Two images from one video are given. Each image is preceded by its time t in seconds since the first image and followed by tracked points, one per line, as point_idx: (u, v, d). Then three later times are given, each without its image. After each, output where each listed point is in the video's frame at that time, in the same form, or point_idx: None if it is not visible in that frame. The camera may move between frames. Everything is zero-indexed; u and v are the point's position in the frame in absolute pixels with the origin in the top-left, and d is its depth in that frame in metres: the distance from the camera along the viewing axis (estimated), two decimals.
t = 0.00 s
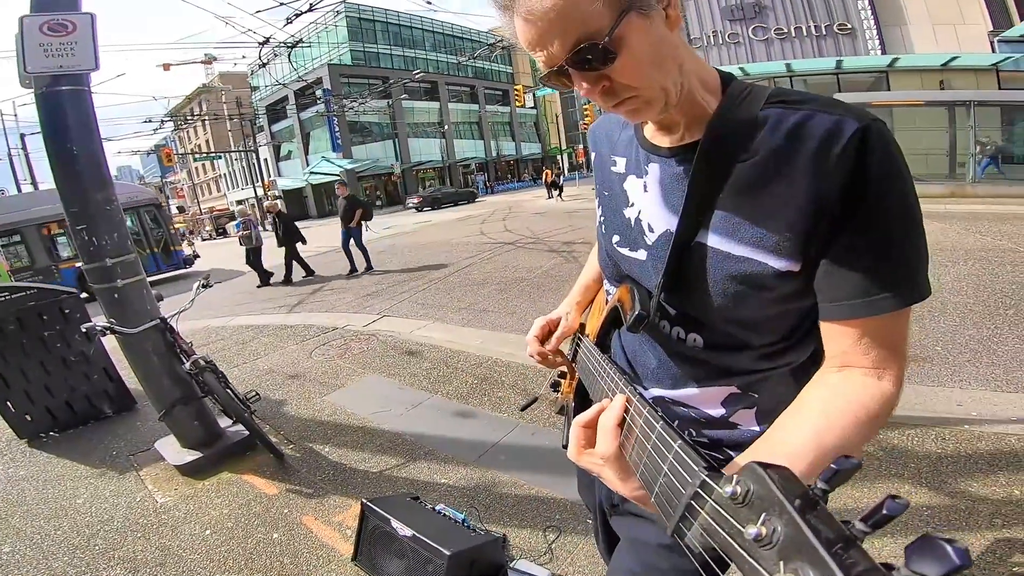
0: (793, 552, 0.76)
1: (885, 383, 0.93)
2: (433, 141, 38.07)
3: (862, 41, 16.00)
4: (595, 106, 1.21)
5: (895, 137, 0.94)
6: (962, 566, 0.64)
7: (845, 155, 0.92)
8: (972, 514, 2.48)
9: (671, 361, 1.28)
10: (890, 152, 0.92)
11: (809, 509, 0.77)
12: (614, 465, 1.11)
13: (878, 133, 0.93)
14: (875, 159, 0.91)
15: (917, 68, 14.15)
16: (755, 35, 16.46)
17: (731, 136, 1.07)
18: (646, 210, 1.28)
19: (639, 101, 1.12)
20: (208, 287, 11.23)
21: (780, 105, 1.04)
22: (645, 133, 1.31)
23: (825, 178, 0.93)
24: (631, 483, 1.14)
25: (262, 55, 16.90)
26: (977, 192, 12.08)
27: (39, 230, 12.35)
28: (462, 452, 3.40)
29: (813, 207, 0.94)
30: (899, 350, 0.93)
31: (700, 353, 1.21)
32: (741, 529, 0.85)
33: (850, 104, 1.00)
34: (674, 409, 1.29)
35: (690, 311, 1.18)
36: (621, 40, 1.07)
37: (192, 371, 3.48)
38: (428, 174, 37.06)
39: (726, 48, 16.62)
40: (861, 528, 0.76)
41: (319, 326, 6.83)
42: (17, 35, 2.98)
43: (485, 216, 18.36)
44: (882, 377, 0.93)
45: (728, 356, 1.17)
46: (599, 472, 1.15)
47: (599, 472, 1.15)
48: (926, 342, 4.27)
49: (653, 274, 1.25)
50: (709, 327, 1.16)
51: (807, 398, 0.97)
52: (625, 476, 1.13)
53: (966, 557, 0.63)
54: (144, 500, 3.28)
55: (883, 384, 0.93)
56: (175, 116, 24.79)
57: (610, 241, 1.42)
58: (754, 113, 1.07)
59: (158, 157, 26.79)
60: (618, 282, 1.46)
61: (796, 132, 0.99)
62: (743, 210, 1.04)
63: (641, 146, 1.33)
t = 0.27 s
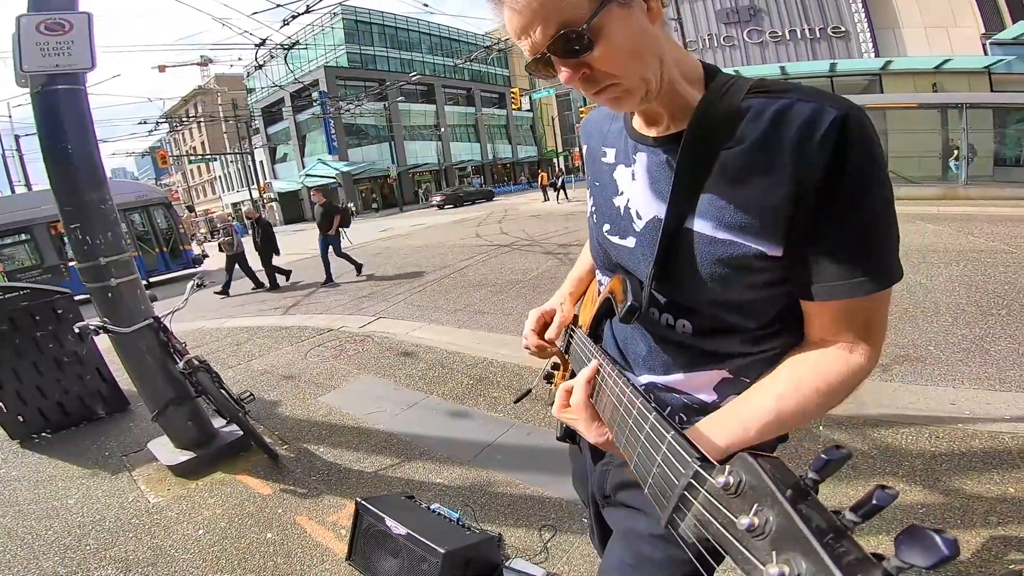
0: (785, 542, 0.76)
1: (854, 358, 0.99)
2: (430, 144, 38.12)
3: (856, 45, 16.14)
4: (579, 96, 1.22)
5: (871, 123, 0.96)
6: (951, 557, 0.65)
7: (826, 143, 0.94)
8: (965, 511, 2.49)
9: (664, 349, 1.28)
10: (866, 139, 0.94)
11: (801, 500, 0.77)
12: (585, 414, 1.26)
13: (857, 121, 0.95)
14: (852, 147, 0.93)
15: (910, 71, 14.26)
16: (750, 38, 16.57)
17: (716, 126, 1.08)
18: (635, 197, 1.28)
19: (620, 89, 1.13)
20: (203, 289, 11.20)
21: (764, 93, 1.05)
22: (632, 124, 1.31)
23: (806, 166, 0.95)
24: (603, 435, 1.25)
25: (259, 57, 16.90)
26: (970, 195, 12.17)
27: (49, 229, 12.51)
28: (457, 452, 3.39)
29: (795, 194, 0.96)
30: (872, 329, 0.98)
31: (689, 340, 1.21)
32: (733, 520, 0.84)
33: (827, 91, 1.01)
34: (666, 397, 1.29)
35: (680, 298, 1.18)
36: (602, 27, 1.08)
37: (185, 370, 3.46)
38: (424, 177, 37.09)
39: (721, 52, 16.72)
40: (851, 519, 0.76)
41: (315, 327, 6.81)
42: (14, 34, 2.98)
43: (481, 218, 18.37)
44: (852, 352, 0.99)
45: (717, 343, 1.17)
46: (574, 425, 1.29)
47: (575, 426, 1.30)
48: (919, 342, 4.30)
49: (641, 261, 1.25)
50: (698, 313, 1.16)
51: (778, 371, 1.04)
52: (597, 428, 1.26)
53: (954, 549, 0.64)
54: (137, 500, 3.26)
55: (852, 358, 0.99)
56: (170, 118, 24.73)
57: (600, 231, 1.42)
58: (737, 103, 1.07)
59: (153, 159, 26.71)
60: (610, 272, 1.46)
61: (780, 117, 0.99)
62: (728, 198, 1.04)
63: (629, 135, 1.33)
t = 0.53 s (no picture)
0: (786, 550, 0.75)
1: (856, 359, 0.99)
2: (427, 147, 38.15)
3: (852, 47, 16.24)
4: (571, 112, 1.21)
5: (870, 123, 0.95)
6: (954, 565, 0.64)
7: (826, 148, 0.93)
8: (965, 515, 2.48)
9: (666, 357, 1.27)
10: (866, 141, 0.94)
11: (802, 508, 0.77)
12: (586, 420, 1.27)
13: (856, 122, 0.94)
14: (852, 151, 0.92)
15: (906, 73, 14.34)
16: (747, 41, 16.65)
17: (712, 133, 1.07)
18: (635, 207, 1.29)
19: (607, 104, 1.11)
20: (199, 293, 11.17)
21: (760, 98, 1.04)
22: (630, 139, 1.30)
23: (806, 171, 0.95)
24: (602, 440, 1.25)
25: (257, 60, 16.91)
26: (966, 197, 12.23)
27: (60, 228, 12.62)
28: (456, 457, 3.38)
29: (794, 200, 0.96)
30: (873, 329, 0.98)
31: (692, 348, 1.20)
32: (734, 528, 0.84)
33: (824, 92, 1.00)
34: (669, 406, 1.28)
35: (681, 307, 1.17)
36: (592, 42, 1.08)
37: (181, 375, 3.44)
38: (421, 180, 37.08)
39: (718, 54, 16.78)
40: (853, 527, 0.76)
41: (312, 331, 6.79)
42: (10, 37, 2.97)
43: (479, 221, 18.38)
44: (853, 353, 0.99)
45: (719, 350, 1.17)
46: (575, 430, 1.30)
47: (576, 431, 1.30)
48: (917, 345, 4.31)
49: (643, 271, 1.25)
50: (700, 321, 1.16)
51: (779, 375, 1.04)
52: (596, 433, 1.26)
53: (958, 555, 0.63)
54: (133, 505, 3.24)
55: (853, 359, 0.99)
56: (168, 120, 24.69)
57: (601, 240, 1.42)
58: (734, 109, 1.06)
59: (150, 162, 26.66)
60: (610, 281, 1.46)
61: (779, 122, 0.99)
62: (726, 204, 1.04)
63: (627, 147, 1.33)
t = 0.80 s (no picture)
0: (795, 545, 0.76)
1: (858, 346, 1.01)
2: (424, 148, 38.15)
3: (847, 49, 16.37)
4: (572, 114, 1.23)
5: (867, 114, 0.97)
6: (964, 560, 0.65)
7: (825, 140, 0.95)
8: (961, 513, 2.50)
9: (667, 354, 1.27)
10: (864, 132, 0.95)
11: (811, 503, 0.78)
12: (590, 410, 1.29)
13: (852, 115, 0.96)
14: (850, 142, 0.94)
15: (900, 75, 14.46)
16: (744, 43, 16.74)
17: (711, 127, 1.09)
18: (636, 204, 1.30)
19: (610, 107, 1.13)
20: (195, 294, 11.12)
21: (759, 93, 1.05)
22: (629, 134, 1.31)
23: (806, 165, 0.96)
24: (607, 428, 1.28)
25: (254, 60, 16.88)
26: (960, 199, 12.32)
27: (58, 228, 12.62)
28: (454, 457, 3.38)
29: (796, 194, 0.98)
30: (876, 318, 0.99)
31: (695, 345, 1.20)
32: (740, 523, 0.85)
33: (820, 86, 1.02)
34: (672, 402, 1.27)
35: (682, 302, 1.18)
36: (592, 47, 1.09)
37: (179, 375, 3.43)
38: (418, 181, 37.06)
39: (715, 56, 16.87)
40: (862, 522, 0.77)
41: (309, 332, 6.77)
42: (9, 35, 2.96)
43: (476, 223, 18.39)
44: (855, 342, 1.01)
45: (721, 345, 1.16)
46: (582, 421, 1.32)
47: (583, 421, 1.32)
48: (912, 346, 4.34)
49: (644, 267, 1.26)
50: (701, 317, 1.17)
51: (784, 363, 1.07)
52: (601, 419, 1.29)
53: (968, 549, 0.64)
54: (129, 505, 3.22)
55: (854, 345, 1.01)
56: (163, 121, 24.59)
57: (603, 238, 1.43)
58: (732, 104, 1.07)
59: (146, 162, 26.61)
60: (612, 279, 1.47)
61: (775, 115, 1.01)
62: (729, 201, 1.05)
63: (627, 144, 1.34)
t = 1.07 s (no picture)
0: (800, 539, 0.77)
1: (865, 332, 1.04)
2: (420, 152, 38.16)
3: (841, 55, 16.53)
4: (576, 111, 1.25)
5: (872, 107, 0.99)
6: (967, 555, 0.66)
7: (834, 130, 0.96)
8: (958, 512, 2.52)
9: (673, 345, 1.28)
10: (871, 124, 0.97)
11: (816, 498, 0.78)
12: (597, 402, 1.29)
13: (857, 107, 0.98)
14: (856, 133, 0.96)
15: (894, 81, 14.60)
16: (739, 48, 16.88)
17: (715, 120, 1.10)
18: (640, 198, 1.31)
19: (613, 106, 1.15)
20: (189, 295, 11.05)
21: (763, 88, 1.07)
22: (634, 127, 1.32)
23: (814, 156, 0.97)
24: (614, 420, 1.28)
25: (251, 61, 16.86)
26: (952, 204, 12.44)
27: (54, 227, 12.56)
28: (452, 457, 3.37)
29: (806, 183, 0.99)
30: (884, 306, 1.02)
31: (701, 337, 1.21)
32: (745, 518, 0.85)
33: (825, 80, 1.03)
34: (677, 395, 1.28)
35: (688, 295, 1.19)
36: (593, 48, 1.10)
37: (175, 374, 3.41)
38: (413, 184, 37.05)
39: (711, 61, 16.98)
40: (866, 516, 0.77)
41: (305, 333, 6.74)
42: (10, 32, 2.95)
43: (471, 226, 18.38)
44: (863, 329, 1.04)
45: (727, 338, 1.17)
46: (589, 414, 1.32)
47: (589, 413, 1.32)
48: (908, 347, 4.37)
49: (649, 259, 1.27)
50: (707, 309, 1.18)
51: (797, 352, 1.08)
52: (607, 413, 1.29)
53: (971, 545, 0.65)
54: (122, 506, 3.18)
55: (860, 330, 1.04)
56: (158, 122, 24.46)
57: (609, 231, 1.44)
58: (737, 98, 1.09)
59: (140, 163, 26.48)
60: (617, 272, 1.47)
61: (780, 108, 1.02)
62: (735, 191, 1.06)
63: (631, 138, 1.36)
